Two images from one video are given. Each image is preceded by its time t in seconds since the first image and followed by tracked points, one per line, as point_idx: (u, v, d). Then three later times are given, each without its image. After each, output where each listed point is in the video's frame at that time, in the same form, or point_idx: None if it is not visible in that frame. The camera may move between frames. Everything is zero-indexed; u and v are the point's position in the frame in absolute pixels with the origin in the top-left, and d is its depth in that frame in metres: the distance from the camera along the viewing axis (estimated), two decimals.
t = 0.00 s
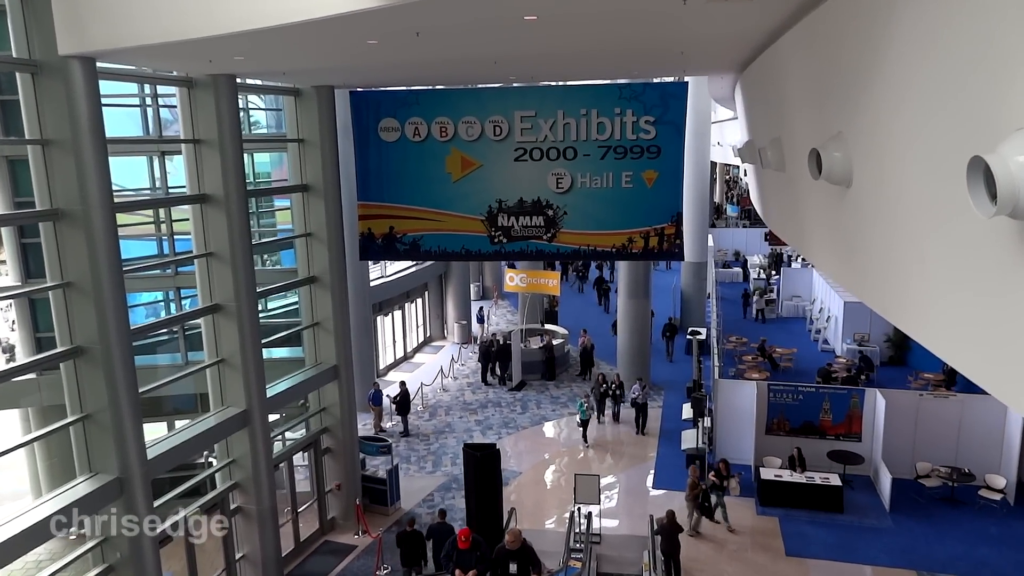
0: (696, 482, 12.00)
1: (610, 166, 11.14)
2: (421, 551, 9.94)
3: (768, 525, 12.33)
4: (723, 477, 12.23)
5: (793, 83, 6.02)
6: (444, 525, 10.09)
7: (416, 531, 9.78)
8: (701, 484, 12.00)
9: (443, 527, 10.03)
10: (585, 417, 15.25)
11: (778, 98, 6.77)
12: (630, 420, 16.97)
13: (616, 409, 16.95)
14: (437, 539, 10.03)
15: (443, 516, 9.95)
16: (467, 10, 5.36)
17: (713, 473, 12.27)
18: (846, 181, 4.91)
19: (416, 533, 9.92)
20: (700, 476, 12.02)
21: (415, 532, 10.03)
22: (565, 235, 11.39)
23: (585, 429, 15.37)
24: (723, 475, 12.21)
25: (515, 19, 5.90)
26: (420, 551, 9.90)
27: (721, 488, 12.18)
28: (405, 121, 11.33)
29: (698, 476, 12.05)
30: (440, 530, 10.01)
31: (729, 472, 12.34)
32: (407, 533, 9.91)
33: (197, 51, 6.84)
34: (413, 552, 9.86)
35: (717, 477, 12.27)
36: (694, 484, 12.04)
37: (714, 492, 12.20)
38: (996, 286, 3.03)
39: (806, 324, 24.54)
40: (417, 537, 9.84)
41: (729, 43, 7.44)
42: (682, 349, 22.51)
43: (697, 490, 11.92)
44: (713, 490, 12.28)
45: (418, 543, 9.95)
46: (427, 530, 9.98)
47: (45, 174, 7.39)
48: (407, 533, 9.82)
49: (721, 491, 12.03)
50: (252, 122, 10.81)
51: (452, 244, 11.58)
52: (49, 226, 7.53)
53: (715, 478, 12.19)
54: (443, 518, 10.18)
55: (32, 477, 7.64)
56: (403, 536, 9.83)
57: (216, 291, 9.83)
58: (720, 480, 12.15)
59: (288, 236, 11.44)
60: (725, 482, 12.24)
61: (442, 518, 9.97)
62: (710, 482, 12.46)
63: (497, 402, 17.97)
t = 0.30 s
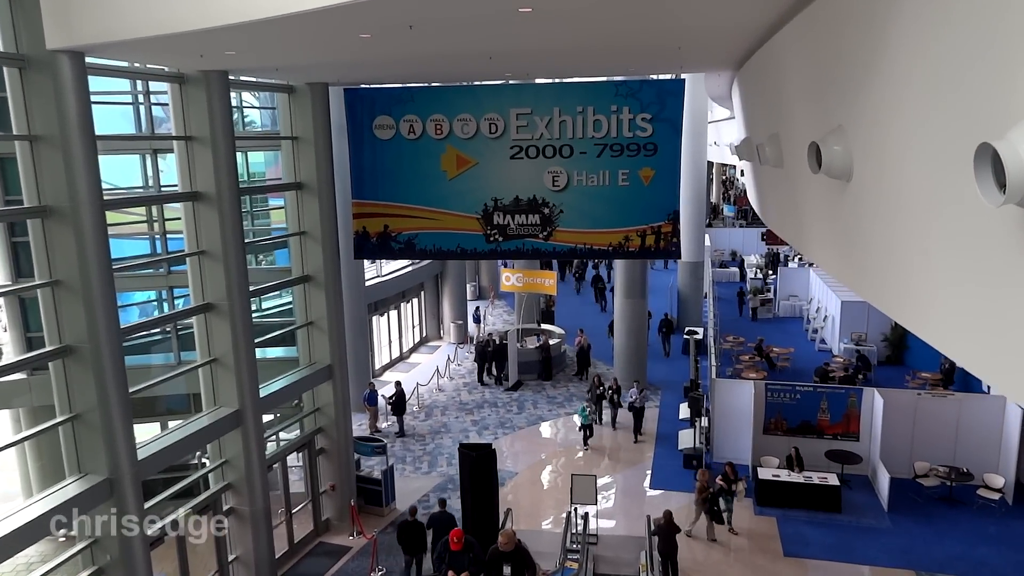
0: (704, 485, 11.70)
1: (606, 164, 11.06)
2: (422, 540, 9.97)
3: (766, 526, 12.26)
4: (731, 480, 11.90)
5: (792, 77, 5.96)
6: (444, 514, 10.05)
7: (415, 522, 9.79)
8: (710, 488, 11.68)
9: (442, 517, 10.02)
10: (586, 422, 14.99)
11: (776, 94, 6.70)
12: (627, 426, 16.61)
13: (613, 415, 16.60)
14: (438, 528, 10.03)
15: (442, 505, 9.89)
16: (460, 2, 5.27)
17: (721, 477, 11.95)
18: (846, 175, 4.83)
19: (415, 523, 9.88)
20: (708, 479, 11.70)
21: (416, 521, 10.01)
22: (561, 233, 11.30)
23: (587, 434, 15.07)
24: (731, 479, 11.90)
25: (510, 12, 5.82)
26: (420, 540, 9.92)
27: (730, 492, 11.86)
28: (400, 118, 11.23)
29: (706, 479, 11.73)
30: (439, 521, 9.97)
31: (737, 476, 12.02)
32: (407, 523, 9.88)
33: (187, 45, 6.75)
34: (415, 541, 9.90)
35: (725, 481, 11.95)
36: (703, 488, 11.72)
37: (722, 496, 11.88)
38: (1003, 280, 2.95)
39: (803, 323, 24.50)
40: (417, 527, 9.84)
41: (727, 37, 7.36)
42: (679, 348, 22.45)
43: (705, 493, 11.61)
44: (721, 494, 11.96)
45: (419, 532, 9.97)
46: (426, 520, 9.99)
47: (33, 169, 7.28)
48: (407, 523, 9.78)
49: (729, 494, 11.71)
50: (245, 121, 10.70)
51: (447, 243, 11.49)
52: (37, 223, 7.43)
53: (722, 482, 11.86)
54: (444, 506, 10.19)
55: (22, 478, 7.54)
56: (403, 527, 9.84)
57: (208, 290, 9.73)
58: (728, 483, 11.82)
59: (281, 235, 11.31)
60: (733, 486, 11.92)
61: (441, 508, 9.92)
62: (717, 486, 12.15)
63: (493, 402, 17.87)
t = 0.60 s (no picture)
0: (713, 486, 11.47)
1: (603, 162, 10.98)
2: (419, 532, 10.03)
3: (763, 526, 12.19)
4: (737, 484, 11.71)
5: (790, 71, 5.88)
6: (439, 506, 10.04)
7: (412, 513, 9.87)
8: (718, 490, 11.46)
9: (437, 509, 10.04)
10: (590, 427, 14.63)
11: (774, 90, 6.63)
12: (626, 430, 16.37)
13: (613, 418, 16.33)
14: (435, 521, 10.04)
15: (436, 499, 9.84)
16: None
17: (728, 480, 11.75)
18: (845, 169, 4.76)
19: (412, 516, 9.95)
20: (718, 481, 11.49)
21: (414, 514, 10.10)
22: (557, 232, 11.21)
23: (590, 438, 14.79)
24: (738, 483, 11.71)
25: (503, 5, 5.74)
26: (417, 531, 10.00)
27: (735, 496, 11.68)
28: (394, 115, 11.14)
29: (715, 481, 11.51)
30: (434, 512, 9.97)
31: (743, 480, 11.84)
32: (405, 515, 9.96)
33: (177, 38, 6.66)
34: (412, 532, 9.98)
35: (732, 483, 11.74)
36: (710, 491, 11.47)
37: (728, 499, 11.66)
38: (1005, 274, 2.87)
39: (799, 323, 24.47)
40: (414, 518, 9.93)
41: (723, 32, 7.30)
42: (675, 348, 22.40)
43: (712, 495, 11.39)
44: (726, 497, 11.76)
45: (416, 523, 10.03)
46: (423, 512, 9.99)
47: (20, 165, 7.17)
48: (404, 514, 9.87)
49: (736, 498, 11.53)
50: (238, 119, 10.58)
51: (442, 241, 11.39)
52: (24, 219, 7.32)
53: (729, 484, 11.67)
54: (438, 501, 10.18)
55: (10, 478, 7.41)
56: (401, 518, 9.93)
57: (200, 289, 9.62)
58: (735, 486, 11.63)
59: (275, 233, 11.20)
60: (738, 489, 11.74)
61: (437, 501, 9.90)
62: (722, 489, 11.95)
63: (488, 402, 17.78)
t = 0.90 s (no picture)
0: (723, 492, 11.22)
1: (599, 159, 10.90)
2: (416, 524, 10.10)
3: (761, 526, 12.11)
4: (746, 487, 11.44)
5: (789, 65, 5.81)
6: (433, 499, 10.05)
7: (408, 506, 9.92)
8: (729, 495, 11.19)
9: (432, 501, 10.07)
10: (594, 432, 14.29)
11: (772, 84, 6.56)
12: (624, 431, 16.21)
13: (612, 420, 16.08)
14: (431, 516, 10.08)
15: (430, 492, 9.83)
16: None
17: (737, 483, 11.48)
18: (845, 163, 4.69)
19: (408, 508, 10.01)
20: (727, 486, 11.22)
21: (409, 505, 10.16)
22: (553, 230, 11.13)
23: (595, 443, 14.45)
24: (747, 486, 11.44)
25: None
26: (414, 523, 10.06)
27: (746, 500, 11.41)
28: (389, 113, 11.04)
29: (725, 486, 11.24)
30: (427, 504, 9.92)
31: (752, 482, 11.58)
32: (401, 507, 10.04)
33: (167, 32, 6.57)
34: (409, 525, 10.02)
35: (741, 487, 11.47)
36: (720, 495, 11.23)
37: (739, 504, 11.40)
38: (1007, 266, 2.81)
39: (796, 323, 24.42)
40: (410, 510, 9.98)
41: (720, 28, 7.23)
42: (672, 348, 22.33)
43: (722, 501, 11.13)
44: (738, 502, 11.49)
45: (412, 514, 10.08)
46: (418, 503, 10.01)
47: (8, 162, 7.08)
48: (400, 506, 9.96)
49: (747, 502, 11.27)
50: (232, 118, 10.62)
51: (437, 240, 11.30)
52: (12, 217, 7.22)
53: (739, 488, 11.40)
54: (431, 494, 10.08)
55: None
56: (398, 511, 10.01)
57: (192, 288, 9.50)
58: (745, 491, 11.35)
59: (268, 233, 11.09)
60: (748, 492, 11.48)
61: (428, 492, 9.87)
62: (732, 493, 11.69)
63: (485, 402, 17.69)
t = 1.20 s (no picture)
0: (733, 495, 11.09)
1: (596, 158, 10.82)
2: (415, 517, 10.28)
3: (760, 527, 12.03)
4: (756, 489, 11.35)
5: (786, 58, 5.74)
6: (431, 491, 10.24)
7: (407, 499, 10.06)
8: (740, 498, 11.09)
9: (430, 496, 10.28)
10: (599, 439, 14.00)
11: (771, 80, 6.49)
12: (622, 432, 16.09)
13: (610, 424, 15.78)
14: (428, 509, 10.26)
15: (427, 483, 10.02)
16: None
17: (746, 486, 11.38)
18: (846, 156, 4.63)
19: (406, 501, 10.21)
20: (737, 490, 11.12)
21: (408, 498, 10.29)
22: (549, 229, 11.04)
23: (599, 450, 14.13)
24: (756, 488, 11.34)
25: None
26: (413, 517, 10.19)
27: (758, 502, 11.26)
28: (384, 111, 10.96)
29: (734, 490, 11.13)
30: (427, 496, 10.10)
31: (761, 485, 11.48)
32: (400, 500, 10.20)
33: (157, 27, 6.49)
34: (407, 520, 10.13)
35: (750, 490, 11.37)
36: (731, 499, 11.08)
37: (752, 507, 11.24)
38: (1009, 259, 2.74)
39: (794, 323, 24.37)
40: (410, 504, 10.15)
41: (718, 23, 7.15)
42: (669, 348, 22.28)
43: (734, 504, 10.99)
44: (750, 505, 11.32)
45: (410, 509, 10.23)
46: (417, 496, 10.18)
47: None
48: (400, 499, 10.10)
49: (758, 504, 11.14)
50: (227, 118, 10.55)
51: (433, 240, 11.22)
52: None
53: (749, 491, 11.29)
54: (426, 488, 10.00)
55: None
56: (397, 504, 10.12)
57: (184, 287, 9.39)
58: (755, 493, 11.22)
59: (262, 232, 11.01)
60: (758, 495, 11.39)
61: (427, 486, 10.04)
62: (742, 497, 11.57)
63: (481, 403, 17.60)
